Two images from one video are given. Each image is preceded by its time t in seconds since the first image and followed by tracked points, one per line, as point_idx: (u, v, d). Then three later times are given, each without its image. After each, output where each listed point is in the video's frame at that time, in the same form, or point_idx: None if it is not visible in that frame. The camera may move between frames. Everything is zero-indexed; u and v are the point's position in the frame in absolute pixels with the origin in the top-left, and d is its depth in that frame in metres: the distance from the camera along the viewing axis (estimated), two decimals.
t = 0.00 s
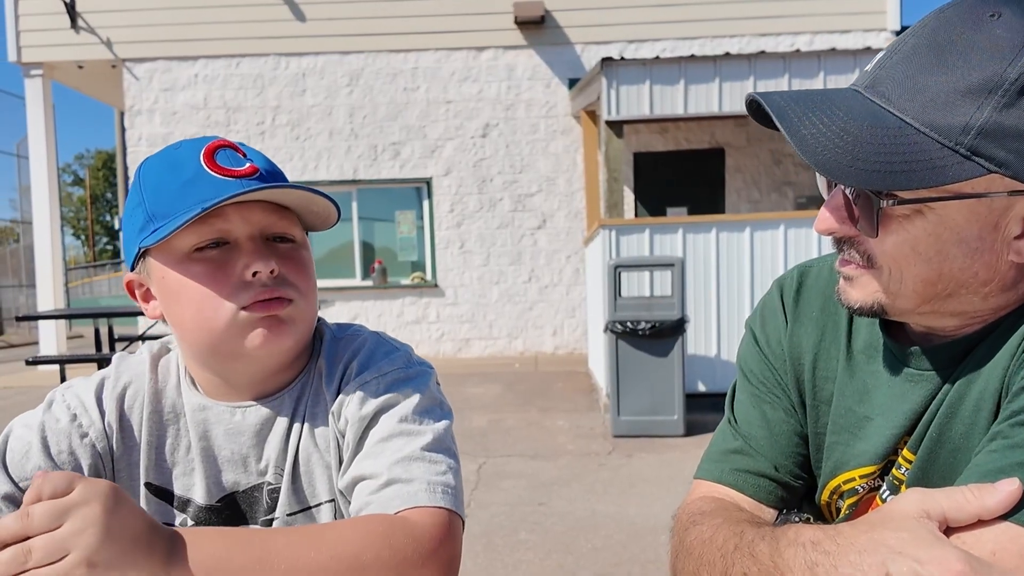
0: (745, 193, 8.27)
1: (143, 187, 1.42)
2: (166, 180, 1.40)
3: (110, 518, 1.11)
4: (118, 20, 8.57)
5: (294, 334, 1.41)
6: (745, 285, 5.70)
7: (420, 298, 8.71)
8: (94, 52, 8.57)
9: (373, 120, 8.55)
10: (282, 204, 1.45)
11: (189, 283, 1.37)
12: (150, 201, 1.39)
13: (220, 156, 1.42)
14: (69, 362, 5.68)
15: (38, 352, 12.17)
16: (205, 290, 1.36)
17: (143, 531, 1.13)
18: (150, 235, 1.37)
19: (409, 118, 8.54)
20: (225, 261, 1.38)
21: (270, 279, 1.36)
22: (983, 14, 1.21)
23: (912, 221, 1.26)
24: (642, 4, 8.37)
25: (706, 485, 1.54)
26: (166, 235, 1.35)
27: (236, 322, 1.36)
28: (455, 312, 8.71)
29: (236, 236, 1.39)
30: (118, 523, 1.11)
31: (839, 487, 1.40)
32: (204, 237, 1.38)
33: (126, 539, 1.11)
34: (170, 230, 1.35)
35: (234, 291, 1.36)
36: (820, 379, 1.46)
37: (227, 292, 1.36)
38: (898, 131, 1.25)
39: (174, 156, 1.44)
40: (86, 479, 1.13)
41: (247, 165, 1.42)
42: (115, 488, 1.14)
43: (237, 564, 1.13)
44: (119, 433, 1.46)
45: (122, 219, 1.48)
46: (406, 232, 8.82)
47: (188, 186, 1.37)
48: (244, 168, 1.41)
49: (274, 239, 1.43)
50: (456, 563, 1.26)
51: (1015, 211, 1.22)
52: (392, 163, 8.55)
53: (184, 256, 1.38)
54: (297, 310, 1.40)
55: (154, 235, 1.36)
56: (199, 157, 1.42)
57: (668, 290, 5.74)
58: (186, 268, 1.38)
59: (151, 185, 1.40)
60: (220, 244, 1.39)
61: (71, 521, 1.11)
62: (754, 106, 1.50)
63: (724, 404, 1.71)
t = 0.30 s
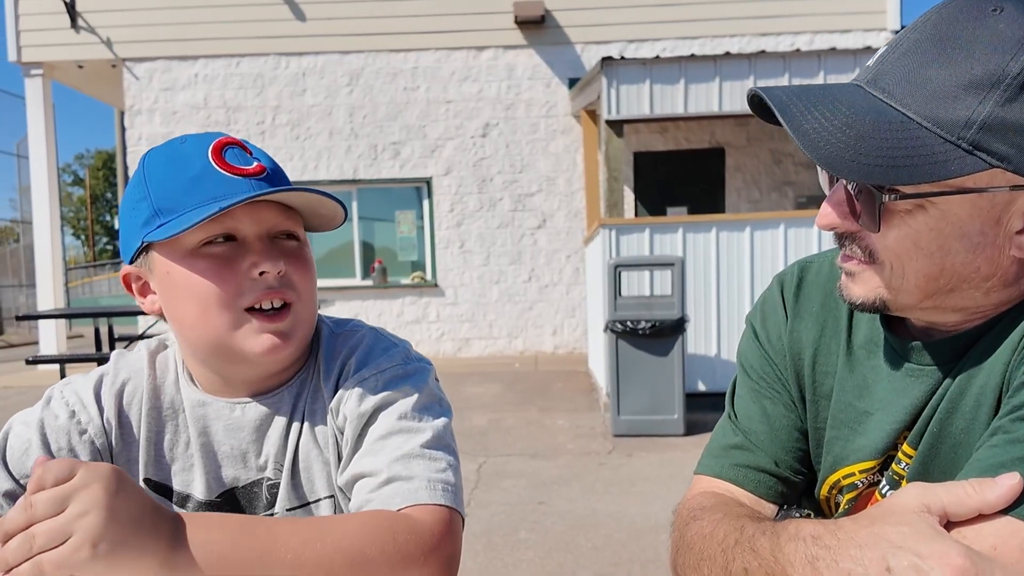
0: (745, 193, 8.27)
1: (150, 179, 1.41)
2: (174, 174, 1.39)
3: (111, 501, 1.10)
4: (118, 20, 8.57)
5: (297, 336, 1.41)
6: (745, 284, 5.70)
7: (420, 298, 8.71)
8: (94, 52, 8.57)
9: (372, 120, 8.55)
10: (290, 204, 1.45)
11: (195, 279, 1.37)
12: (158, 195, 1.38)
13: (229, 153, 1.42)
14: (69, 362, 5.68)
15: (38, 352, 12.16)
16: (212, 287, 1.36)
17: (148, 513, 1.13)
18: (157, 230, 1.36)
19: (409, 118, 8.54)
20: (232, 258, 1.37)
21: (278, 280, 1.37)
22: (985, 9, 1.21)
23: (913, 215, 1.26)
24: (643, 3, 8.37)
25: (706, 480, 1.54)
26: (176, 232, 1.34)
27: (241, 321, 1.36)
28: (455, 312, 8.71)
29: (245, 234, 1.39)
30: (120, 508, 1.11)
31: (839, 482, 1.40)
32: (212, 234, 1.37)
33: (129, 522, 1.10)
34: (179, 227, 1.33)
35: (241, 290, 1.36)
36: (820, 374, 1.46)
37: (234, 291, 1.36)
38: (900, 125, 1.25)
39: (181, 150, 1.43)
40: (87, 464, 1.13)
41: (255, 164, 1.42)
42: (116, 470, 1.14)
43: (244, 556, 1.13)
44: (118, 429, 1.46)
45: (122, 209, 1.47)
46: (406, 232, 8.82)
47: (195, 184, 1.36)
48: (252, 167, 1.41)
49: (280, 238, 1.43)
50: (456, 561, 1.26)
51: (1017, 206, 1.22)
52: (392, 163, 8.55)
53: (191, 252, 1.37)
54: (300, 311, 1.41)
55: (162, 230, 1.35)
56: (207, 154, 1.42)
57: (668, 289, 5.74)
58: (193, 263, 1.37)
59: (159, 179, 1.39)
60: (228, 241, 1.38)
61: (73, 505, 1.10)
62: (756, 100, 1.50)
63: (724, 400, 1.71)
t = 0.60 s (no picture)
0: (745, 192, 8.28)
1: (165, 172, 1.38)
2: (193, 168, 1.38)
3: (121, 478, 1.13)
4: (118, 19, 8.57)
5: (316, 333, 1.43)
6: (745, 283, 5.70)
7: (420, 297, 8.71)
8: (94, 52, 8.57)
9: (372, 120, 8.55)
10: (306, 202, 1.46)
11: (219, 277, 1.36)
12: (180, 189, 1.36)
13: (249, 150, 1.42)
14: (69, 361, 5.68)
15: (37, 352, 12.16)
16: (237, 286, 1.36)
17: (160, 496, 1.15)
18: (181, 226, 1.34)
19: (409, 117, 8.55)
20: (256, 257, 1.38)
21: (301, 279, 1.38)
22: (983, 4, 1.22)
23: (912, 210, 1.27)
24: (643, 3, 8.37)
25: (706, 477, 1.54)
26: (206, 231, 1.32)
27: (265, 320, 1.37)
28: (455, 312, 8.71)
29: (267, 233, 1.39)
30: (129, 487, 1.13)
31: (839, 478, 1.40)
32: (236, 232, 1.36)
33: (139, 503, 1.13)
34: (211, 227, 1.31)
35: (266, 289, 1.36)
36: (819, 371, 1.46)
37: (258, 289, 1.36)
38: (899, 119, 1.25)
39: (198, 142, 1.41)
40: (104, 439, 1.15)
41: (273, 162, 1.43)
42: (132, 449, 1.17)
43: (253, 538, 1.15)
44: (119, 424, 1.46)
45: (129, 200, 1.43)
46: (405, 231, 8.82)
47: (218, 184, 1.36)
48: (270, 165, 1.42)
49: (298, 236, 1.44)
50: (458, 560, 1.26)
51: (1015, 200, 1.22)
52: (392, 162, 8.55)
53: (214, 249, 1.36)
54: (319, 309, 1.43)
55: (188, 227, 1.34)
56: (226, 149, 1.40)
57: (668, 289, 5.75)
58: (217, 261, 1.36)
59: (179, 172, 1.37)
60: (251, 238, 1.38)
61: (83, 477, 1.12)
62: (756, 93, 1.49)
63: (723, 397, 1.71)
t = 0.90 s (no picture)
0: (745, 191, 8.28)
1: (176, 164, 1.38)
2: (205, 162, 1.38)
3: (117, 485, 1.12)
4: (118, 18, 8.57)
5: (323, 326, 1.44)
6: (745, 282, 5.71)
7: (420, 297, 8.72)
8: (94, 51, 8.58)
9: (373, 119, 8.56)
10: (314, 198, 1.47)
11: (229, 271, 1.36)
12: (192, 183, 1.36)
13: (260, 146, 1.42)
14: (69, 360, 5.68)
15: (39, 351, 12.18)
16: (248, 279, 1.36)
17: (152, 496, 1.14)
18: (194, 220, 1.34)
19: (409, 116, 8.55)
20: (267, 250, 1.38)
21: (311, 273, 1.39)
22: None
23: (913, 201, 1.27)
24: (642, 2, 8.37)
25: (705, 470, 1.54)
26: (221, 226, 1.31)
27: (275, 313, 1.37)
28: (455, 311, 8.72)
29: (277, 227, 1.39)
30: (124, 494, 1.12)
31: (837, 471, 1.41)
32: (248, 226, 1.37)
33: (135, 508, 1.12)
34: (226, 223, 1.31)
35: (276, 282, 1.36)
36: (818, 364, 1.47)
37: (269, 283, 1.36)
38: (900, 110, 1.25)
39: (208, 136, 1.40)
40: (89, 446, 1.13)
41: (283, 158, 1.44)
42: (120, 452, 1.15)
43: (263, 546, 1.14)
44: (125, 419, 1.47)
45: (135, 191, 1.42)
46: (405, 231, 8.82)
47: (231, 180, 1.36)
48: (280, 162, 1.43)
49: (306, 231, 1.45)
50: (455, 549, 1.27)
51: (1014, 190, 1.22)
52: (392, 161, 8.55)
53: (225, 243, 1.36)
54: (327, 302, 1.44)
55: (201, 221, 1.33)
56: (239, 144, 1.40)
57: (668, 287, 5.76)
58: (229, 255, 1.36)
59: (191, 166, 1.37)
60: (262, 233, 1.38)
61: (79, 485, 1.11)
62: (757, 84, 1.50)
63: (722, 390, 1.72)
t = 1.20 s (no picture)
0: (745, 190, 8.29)
1: (180, 172, 1.35)
2: (212, 168, 1.36)
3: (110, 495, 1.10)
4: (118, 18, 8.56)
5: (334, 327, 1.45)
6: (745, 282, 5.71)
7: (420, 296, 8.73)
8: (95, 50, 8.58)
9: (373, 118, 8.56)
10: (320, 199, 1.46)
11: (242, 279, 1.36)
12: (201, 192, 1.35)
13: (266, 149, 1.41)
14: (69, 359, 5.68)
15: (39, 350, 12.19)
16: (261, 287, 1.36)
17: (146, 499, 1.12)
18: (206, 231, 1.33)
19: (409, 115, 8.55)
20: (278, 258, 1.37)
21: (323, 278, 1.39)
22: None
23: (916, 197, 1.27)
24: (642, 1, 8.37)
25: (706, 466, 1.55)
26: (234, 241, 1.31)
27: (288, 320, 1.38)
28: (455, 310, 8.72)
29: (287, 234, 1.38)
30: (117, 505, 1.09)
31: (838, 466, 1.41)
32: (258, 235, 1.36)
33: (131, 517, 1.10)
34: (241, 235, 1.30)
35: (288, 289, 1.37)
36: (819, 360, 1.47)
37: (281, 290, 1.36)
38: (904, 106, 1.25)
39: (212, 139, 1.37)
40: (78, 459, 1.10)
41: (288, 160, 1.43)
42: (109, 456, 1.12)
43: (286, 529, 1.13)
44: (131, 414, 1.46)
45: (139, 195, 1.40)
46: (405, 230, 8.82)
47: (238, 186, 1.35)
48: (286, 164, 1.42)
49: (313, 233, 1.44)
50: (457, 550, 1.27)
51: (1017, 187, 1.23)
52: (392, 161, 8.55)
53: (236, 253, 1.36)
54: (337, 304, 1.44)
55: (213, 233, 1.33)
56: (243, 149, 1.37)
57: (668, 287, 5.76)
58: (241, 264, 1.36)
59: (198, 173, 1.35)
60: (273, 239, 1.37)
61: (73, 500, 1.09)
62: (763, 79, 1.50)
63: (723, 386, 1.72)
